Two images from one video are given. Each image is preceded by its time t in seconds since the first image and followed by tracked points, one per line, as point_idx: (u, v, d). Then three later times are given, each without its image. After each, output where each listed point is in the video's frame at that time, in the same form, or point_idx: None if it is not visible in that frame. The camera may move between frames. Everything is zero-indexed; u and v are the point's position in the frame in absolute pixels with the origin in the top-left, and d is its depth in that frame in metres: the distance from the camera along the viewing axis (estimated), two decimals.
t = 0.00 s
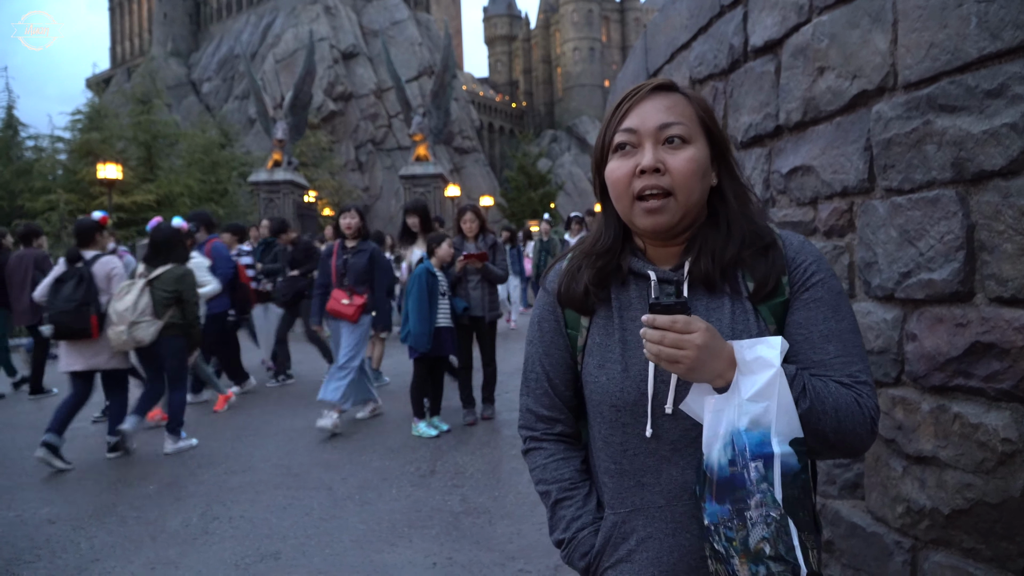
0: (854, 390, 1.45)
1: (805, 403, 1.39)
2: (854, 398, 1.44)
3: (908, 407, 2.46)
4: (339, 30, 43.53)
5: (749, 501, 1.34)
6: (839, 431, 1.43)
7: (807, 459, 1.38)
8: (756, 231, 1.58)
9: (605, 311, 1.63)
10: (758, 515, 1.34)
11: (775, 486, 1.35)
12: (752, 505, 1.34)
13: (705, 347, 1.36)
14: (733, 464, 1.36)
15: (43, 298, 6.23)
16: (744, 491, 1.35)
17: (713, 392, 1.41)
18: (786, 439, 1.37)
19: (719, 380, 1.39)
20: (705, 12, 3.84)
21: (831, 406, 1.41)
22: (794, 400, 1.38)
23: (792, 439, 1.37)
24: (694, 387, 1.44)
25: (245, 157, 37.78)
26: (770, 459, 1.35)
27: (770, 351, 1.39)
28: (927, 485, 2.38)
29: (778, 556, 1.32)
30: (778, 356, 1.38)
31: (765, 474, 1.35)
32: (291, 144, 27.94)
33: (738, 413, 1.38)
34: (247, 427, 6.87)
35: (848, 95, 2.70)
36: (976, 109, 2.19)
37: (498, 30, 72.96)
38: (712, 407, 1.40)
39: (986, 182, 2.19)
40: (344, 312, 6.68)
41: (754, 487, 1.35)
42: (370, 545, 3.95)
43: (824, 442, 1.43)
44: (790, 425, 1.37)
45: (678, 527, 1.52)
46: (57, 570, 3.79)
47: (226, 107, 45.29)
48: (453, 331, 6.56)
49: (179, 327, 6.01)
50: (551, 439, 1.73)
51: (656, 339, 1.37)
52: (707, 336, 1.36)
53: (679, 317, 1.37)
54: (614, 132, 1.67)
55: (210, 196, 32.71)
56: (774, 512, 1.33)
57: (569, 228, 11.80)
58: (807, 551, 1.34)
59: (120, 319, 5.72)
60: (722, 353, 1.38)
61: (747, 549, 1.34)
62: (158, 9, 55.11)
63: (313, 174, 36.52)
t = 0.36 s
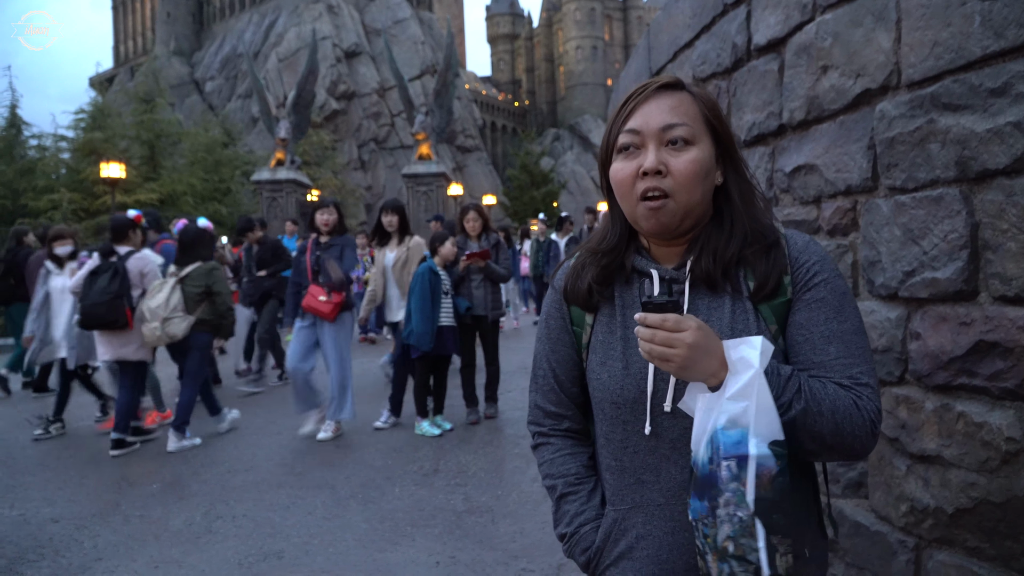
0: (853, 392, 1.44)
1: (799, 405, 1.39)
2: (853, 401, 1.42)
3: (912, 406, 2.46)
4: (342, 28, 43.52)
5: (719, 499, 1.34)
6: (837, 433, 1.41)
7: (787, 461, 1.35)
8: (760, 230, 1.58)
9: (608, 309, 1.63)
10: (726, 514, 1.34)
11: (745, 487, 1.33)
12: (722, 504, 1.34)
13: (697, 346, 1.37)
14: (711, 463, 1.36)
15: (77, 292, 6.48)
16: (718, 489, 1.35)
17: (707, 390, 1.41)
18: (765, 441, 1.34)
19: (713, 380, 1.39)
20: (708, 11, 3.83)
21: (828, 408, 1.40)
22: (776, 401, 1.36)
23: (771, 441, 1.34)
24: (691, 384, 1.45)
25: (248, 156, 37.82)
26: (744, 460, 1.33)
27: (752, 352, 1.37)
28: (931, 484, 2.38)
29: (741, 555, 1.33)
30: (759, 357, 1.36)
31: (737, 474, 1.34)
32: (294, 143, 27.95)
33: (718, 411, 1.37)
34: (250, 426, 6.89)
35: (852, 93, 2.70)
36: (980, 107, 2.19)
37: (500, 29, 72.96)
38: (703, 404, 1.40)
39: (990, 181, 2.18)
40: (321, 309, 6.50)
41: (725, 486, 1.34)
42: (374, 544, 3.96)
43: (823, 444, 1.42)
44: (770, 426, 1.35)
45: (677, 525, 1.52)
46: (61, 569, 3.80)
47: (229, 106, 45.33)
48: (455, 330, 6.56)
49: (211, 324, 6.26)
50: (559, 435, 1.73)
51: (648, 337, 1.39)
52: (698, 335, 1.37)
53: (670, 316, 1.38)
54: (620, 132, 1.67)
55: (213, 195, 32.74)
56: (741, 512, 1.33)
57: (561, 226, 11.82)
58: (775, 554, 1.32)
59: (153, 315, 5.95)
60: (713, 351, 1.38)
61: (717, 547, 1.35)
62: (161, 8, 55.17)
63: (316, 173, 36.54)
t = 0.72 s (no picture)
0: (858, 397, 1.47)
1: (806, 408, 1.41)
2: (858, 405, 1.46)
3: (906, 410, 2.49)
4: (339, 32, 43.57)
5: (740, 505, 1.37)
6: (842, 438, 1.45)
7: (803, 462, 1.40)
8: (765, 229, 1.60)
9: (609, 305, 1.65)
10: (749, 519, 1.37)
11: (767, 490, 1.37)
12: (743, 509, 1.37)
13: (705, 350, 1.36)
14: (727, 467, 1.39)
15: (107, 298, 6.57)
16: (737, 494, 1.38)
17: (713, 392, 1.43)
18: (783, 444, 1.39)
19: (720, 382, 1.40)
20: (705, 17, 3.86)
21: (834, 412, 1.43)
22: (793, 405, 1.40)
23: (788, 444, 1.39)
24: (697, 385, 1.46)
25: (245, 159, 37.82)
26: (763, 463, 1.38)
27: (769, 354, 1.40)
28: (924, 487, 2.40)
29: (766, 561, 1.35)
30: (776, 359, 1.39)
31: (757, 478, 1.38)
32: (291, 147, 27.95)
33: (735, 415, 1.40)
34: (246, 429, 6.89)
35: (847, 100, 2.73)
36: (972, 115, 2.22)
37: (498, 33, 73.15)
38: (712, 407, 1.42)
39: (982, 188, 2.21)
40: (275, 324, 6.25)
41: (746, 490, 1.38)
42: (369, 548, 3.97)
43: (824, 448, 1.45)
44: (787, 429, 1.39)
45: (671, 526, 1.54)
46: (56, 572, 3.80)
47: (226, 109, 45.34)
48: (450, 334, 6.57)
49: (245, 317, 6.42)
50: (551, 435, 1.74)
51: (656, 338, 1.38)
52: (707, 337, 1.37)
53: (680, 319, 1.37)
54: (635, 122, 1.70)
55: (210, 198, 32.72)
56: (764, 517, 1.36)
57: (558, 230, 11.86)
58: (798, 558, 1.38)
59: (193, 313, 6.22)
60: (723, 354, 1.39)
61: (737, 553, 1.37)
62: (159, 11, 55.19)
63: (313, 176, 36.55)
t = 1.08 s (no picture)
0: (845, 402, 1.46)
1: (789, 412, 1.41)
2: (845, 410, 1.45)
3: (903, 409, 2.49)
4: (337, 31, 43.56)
5: (716, 508, 1.38)
6: (828, 442, 1.44)
7: (783, 468, 1.39)
8: (759, 232, 1.60)
9: (602, 306, 1.65)
10: (724, 523, 1.38)
11: (743, 495, 1.37)
12: (719, 513, 1.38)
13: (686, 353, 1.38)
14: (707, 471, 1.40)
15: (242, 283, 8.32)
16: (714, 498, 1.39)
17: (698, 396, 1.43)
18: (761, 448, 1.38)
19: (705, 385, 1.41)
20: (702, 17, 3.86)
21: (818, 417, 1.43)
22: (772, 410, 1.40)
23: (767, 449, 1.38)
24: (682, 389, 1.46)
25: (243, 159, 37.79)
26: (741, 467, 1.38)
27: (748, 357, 1.40)
28: (921, 487, 2.40)
29: (739, 565, 1.36)
30: (755, 364, 1.39)
31: (735, 482, 1.38)
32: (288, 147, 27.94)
33: (715, 418, 1.40)
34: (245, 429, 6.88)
35: (844, 100, 2.73)
36: (969, 115, 2.22)
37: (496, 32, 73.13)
38: (695, 410, 1.43)
39: (979, 188, 2.21)
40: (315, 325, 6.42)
41: (722, 494, 1.38)
42: (368, 548, 3.96)
43: (811, 452, 1.44)
44: (767, 433, 1.39)
45: (661, 529, 1.53)
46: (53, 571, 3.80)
47: (224, 108, 45.31)
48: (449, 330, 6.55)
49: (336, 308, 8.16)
50: (551, 434, 1.75)
51: (637, 341, 1.40)
52: (688, 341, 1.38)
53: (661, 322, 1.38)
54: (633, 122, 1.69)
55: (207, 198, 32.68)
56: (739, 521, 1.37)
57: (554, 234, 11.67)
58: (773, 562, 1.40)
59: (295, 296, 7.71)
60: (705, 358, 1.39)
61: (713, 556, 1.38)
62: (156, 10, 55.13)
63: (311, 176, 36.54)
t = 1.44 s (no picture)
0: (830, 406, 1.46)
1: (773, 417, 1.42)
2: (829, 414, 1.45)
3: (902, 411, 2.49)
4: (337, 34, 43.62)
5: (692, 511, 1.38)
6: (812, 445, 1.44)
7: (760, 473, 1.38)
8: (747, 237, 1.60)
9: (593, 312, 1.66)
10: (698, 526, 1.38)
11: (718, 499, 1.36)
12: (694, 516, 1.38)
13: (670, 360, 1.38)
14: (686, 474, 1.40)
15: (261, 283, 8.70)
16: (691, 501, 1.39)
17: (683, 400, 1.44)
18: (738, 453, 1.37)
19: (689, 391, 1.42)
20: (701, 20, 3.87)
21: (802, 421, 1.43)
22: (748, 414, 1.39)
23: (743, 454, 1.37)
24: (669, 394, 1.48)
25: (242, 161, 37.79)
26: (716, 472, 1.37)
27: (726, 365, 1.40)
28: (920, 489, 2.40)
29: (711, 568, 1.36)
30: (732, 371, 1.39)
31: (710, 486, 1.37)
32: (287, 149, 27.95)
33: (693, 423, 1.40)
34: (244, 431, 6.87)
35: (842, 103, 2.74)
36: (968, 118, 2.22)
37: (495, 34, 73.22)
38: (680, 414, 1.43)
39: (978, 190, 2.22)
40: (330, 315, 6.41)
41: (698, 498, 1.38)
42: (368, 550, 3.96)
43: (796, 456, 1.45)
44: (743, 439, 1.38)
45: (653, 530, 1.54)
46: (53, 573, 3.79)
47: (224, 110, 45.32)
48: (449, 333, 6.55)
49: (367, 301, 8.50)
50: (543, 437, 1.75)
51: (621, 347, 1.41)
52: (671, 348, 1.38)
53: (645, 329, 1.39)
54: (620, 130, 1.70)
55: (207, 200, 32.67)
56: (712, 525, 1.36)
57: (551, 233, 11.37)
58: (747, 565, 1.35)
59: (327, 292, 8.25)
60: (688, 363, 1.40)
61: (689, 558, 1.39)
62: (156, 12, 55.17)
63: (311, 177, 36.54)
